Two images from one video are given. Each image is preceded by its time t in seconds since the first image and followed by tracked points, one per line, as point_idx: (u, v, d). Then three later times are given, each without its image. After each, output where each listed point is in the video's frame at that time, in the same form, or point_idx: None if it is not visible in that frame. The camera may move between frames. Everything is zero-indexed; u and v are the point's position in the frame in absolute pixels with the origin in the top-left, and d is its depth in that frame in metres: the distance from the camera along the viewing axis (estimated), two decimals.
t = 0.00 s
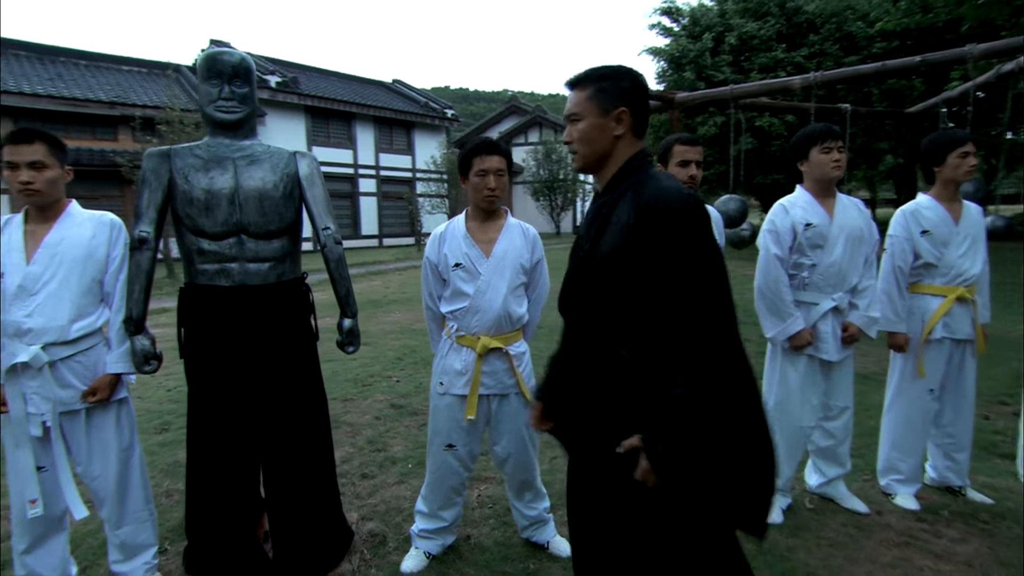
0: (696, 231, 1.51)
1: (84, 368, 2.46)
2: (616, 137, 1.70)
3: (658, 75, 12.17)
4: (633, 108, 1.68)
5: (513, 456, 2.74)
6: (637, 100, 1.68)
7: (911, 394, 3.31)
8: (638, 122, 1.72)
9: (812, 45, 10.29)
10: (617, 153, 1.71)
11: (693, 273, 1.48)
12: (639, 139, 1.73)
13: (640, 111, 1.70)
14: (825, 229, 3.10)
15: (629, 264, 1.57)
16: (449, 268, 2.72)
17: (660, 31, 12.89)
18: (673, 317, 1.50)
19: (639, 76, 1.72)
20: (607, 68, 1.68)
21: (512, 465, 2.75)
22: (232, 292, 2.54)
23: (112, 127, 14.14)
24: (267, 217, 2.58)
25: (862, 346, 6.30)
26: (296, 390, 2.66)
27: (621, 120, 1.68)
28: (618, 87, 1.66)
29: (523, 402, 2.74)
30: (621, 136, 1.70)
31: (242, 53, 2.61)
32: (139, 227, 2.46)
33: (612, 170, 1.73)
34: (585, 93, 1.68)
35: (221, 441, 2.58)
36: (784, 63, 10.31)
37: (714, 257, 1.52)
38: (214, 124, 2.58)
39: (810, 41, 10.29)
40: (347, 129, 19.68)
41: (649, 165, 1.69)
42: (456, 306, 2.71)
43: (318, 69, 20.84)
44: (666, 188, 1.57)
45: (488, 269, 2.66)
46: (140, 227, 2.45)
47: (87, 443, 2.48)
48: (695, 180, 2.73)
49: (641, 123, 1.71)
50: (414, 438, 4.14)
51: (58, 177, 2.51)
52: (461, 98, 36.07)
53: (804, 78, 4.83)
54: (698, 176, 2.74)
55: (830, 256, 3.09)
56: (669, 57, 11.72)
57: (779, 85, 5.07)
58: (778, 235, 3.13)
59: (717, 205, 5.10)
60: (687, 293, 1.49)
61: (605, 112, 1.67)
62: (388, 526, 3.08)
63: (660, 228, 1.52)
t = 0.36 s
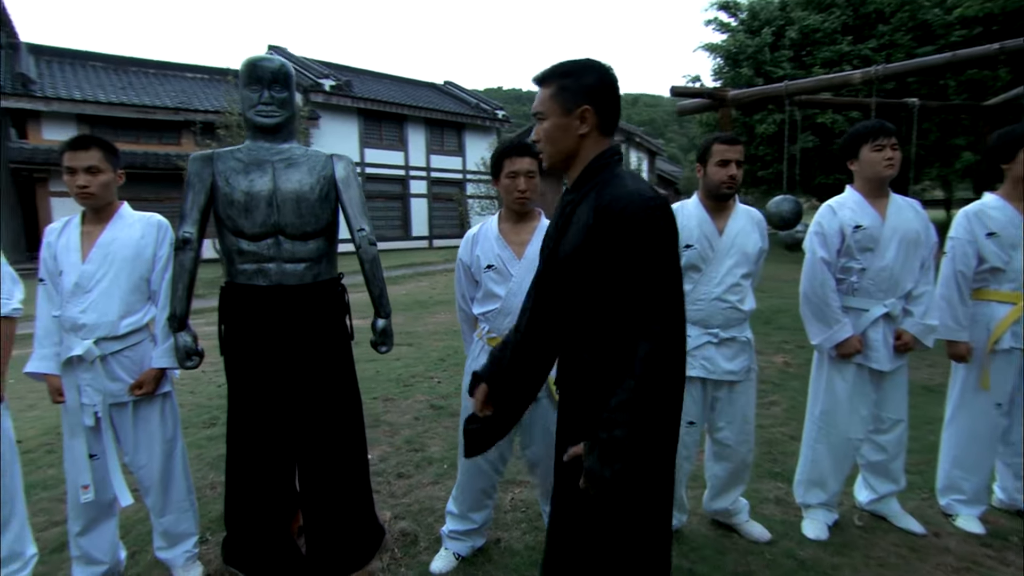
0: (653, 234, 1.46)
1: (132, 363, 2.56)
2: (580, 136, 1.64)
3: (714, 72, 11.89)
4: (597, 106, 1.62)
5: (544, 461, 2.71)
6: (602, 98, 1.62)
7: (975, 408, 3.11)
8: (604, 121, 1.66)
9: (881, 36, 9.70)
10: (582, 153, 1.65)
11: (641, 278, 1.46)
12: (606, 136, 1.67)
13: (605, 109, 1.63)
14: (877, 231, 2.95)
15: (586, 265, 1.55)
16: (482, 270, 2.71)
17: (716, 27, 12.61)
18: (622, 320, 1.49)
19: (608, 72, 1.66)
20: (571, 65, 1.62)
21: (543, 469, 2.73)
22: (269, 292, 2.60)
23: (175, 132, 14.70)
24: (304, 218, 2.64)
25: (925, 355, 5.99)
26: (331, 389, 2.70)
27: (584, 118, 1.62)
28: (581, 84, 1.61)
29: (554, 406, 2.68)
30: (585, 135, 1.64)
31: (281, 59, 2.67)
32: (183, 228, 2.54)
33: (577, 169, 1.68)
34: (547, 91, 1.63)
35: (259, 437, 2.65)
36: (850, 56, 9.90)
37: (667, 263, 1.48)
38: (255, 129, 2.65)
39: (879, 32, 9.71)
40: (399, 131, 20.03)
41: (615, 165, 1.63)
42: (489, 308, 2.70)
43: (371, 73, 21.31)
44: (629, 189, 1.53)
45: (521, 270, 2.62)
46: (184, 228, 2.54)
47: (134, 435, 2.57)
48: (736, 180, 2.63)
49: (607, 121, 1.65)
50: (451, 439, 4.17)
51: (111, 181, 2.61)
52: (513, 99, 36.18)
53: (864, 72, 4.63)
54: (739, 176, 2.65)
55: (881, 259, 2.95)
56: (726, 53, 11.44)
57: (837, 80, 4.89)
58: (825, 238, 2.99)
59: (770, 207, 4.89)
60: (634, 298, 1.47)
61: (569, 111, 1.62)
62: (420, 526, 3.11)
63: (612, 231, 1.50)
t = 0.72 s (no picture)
0: (581, 268, 1.36)
1: (179, 360, 2.66)
2: (540, 144, 1.55)
3: (774, 68, 11.52)
4: (557, 112, 1.53)
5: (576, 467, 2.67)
6: (563, 103, 1.53)
7: None
8: (569, 127, 1.56)
9: (962, 23, 9.11)
10: (544, 161, 1.56)
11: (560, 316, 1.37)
12: (571, 143, 1.57)
13: (569, 115, 1.55)
14: (936, 234, 2.78)
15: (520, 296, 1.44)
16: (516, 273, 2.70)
17: (778, 21, 12.26)
18: (547, 356, 1.39)
19: (575, 76, 1.56)
20: (534, 69, 1.55)
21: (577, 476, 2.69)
22: (308, 293, 2.66)
23: (236, 136, 15.38)
24: (342, 221, 2.69)
25: (997, 366, 5.64)
26: (368, 389, 2.75)
27: (544, 125, 1.53)
28: (541, 89, 1.53)
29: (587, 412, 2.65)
30: (545, 142, 1.55)
31: (322, 65, 2.72)
32: (227, 231, 2.63)
33: (539, 178, 1.59)
34: (508, 98, 1.57)
35: (298, 434, 2.70)
36: (925, 47, 9.44)
37: (596, 297, 1.37)
38: (296, 134, 2.71)
39: (961, 19, 9.11)
40: (450, 133, 20.26)
41: (576, 176, 1.52)
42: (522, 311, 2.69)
43: (423, 75, 21.65)
44: (568, 211, 1.42)
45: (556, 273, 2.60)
46: (228, 230, 2.63)
47: (181, 428, 2.67)
48: (779, 180, 2.54)
49: (569, 128, 1.55)
50: (490, 442, 4.19)
51: (162, 185, 2.71)
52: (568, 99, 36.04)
53: (933, 65, 4.37)
54: (783, 177, 2.55)
55: (940, 263, 2.78)
56: (787, 48, 11.04)
57: (905, 74, 4.55)
58: (878, 241, 2.84)
59: (828, 207, 4.57)
60: (562, 334, 1.37)
61: (528, 118, 1.54)
62: (455, 528, 3.12)
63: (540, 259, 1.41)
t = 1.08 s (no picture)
0: (494, 281, 1.23)
1: (220, 357, 2.76)
2: (496, 137, 1.42)
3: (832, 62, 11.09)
4: (510, 101, 1.38)
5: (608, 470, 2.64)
6: (516, 93, 1.38)
7: None
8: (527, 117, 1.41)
9: None
10: (500, 157, 1.43)
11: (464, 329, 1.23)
12: (530, 135, 1.42)
13: (524, 105, 1.39)
14: (993, 236, 2.63)
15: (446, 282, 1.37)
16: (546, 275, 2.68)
17: (836, 14, 11.89)
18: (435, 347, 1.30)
19: (534, 59, 1.40)
20: (487, 56, 1.42)
21: (608, 480, 2.66)
22: (343, 292, 2.70)
23: (285, 139, 15.76)
24: (376, 223, 2.73)
25: None
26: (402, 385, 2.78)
27: (496, 116, 1.40)
28: (492, 79, 1.39)
29: (620, 415, 2.61)
30: (500, 135, 1.42)
31: (358, 70, 2.75)
32: (266, 232, 2.71)
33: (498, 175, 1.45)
34: (463, 88, 1.45)
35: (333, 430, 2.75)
36: (999, 35, 9.22)
37: (509, 317, 1.25)
38: (334, 138, 2.77)
39: None
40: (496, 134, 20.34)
41: (532, 171, 1.38)
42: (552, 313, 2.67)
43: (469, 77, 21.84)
44: (496, 213, 1.28)
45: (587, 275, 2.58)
46: (267, 232, 2.71)
47: (221, 423, 2.76)
48: (820, 181, 2.46)
49: (526, 118, 1.40)
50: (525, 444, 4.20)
51: (206, 189, 2.81)
52: (616, 98, 35.70)
53: (1005, 53, 4.10)
54: (824, 176, 2.47)
55: (997, 267, 2.63)
56: (846, 41, 10.61)
57: (971, 65, 4.35)
58: (928, 243, 2.70)
59: (883, 208, 4.39)
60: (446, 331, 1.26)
61: (481, 111, 1.41)
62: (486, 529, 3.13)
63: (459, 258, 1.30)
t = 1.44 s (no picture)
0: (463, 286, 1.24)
1: (259, 353, 2.84)
2: (464, 134, 1.47)
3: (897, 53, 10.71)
4: (479, 99, 1.44)
5: (640, 473, 2.60)
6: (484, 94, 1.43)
7: None
8: (495, 117, 1.46)
9: None
10: (467, 154, 1.48)
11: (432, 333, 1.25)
12: (497, 133, 1.46)
13: (492, 103, 1.45)
14: None
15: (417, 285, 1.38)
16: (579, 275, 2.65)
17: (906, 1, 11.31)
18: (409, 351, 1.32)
19: (502, 63, 1.47)
20: (457, 57, 1.48)
21: (640, 483, 2.61)
22: (377, 291, 2.73)
23: (333, 140, 16.07)
24: (410, 222, 2.75)
25: None
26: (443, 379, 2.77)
27: (464, 114, 1.45)
28: (463, 78, 1.45)
29: (652, 417, 2.56)
30: (468, 132, 1.46)
31: (394, 71, 2.79)
32: (304, 231, 2.78)
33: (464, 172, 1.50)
34: (434, 88, 1.51)
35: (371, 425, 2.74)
36: None
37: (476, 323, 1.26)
38: (370, 139, 2.82)
39: None
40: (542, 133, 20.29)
41: (495, 170, 1.41)
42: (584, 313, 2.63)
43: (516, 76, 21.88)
44: (458, 213, 1.29)
45: (618, 276, 2.54)
46: (305, 231, 2.78)
47: (260, 417, 2.85)
48: (861, 179, 2.38)
49: (493, 116, 1.45)
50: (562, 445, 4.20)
51: (247, 189, 2.90)
52: (668, 94, 35.12)
53: None
54: (863, 175, 2.39)
55: None
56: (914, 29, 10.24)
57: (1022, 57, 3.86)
58: (985, 243, 2.56)
59: (944, 207, 4.20)
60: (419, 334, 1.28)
61: (450, 109, 1.46)
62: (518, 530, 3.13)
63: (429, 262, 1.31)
